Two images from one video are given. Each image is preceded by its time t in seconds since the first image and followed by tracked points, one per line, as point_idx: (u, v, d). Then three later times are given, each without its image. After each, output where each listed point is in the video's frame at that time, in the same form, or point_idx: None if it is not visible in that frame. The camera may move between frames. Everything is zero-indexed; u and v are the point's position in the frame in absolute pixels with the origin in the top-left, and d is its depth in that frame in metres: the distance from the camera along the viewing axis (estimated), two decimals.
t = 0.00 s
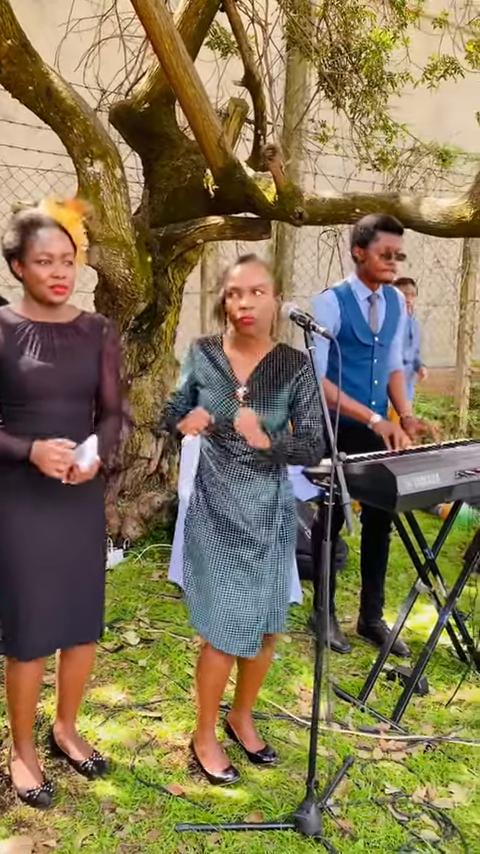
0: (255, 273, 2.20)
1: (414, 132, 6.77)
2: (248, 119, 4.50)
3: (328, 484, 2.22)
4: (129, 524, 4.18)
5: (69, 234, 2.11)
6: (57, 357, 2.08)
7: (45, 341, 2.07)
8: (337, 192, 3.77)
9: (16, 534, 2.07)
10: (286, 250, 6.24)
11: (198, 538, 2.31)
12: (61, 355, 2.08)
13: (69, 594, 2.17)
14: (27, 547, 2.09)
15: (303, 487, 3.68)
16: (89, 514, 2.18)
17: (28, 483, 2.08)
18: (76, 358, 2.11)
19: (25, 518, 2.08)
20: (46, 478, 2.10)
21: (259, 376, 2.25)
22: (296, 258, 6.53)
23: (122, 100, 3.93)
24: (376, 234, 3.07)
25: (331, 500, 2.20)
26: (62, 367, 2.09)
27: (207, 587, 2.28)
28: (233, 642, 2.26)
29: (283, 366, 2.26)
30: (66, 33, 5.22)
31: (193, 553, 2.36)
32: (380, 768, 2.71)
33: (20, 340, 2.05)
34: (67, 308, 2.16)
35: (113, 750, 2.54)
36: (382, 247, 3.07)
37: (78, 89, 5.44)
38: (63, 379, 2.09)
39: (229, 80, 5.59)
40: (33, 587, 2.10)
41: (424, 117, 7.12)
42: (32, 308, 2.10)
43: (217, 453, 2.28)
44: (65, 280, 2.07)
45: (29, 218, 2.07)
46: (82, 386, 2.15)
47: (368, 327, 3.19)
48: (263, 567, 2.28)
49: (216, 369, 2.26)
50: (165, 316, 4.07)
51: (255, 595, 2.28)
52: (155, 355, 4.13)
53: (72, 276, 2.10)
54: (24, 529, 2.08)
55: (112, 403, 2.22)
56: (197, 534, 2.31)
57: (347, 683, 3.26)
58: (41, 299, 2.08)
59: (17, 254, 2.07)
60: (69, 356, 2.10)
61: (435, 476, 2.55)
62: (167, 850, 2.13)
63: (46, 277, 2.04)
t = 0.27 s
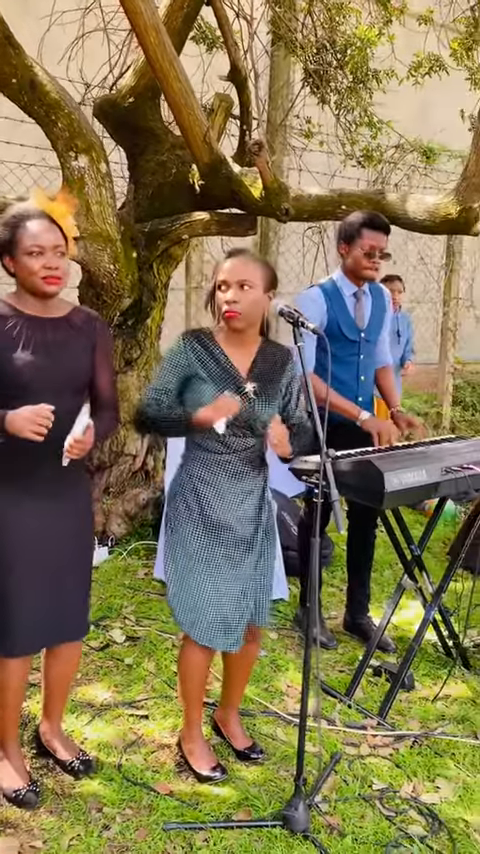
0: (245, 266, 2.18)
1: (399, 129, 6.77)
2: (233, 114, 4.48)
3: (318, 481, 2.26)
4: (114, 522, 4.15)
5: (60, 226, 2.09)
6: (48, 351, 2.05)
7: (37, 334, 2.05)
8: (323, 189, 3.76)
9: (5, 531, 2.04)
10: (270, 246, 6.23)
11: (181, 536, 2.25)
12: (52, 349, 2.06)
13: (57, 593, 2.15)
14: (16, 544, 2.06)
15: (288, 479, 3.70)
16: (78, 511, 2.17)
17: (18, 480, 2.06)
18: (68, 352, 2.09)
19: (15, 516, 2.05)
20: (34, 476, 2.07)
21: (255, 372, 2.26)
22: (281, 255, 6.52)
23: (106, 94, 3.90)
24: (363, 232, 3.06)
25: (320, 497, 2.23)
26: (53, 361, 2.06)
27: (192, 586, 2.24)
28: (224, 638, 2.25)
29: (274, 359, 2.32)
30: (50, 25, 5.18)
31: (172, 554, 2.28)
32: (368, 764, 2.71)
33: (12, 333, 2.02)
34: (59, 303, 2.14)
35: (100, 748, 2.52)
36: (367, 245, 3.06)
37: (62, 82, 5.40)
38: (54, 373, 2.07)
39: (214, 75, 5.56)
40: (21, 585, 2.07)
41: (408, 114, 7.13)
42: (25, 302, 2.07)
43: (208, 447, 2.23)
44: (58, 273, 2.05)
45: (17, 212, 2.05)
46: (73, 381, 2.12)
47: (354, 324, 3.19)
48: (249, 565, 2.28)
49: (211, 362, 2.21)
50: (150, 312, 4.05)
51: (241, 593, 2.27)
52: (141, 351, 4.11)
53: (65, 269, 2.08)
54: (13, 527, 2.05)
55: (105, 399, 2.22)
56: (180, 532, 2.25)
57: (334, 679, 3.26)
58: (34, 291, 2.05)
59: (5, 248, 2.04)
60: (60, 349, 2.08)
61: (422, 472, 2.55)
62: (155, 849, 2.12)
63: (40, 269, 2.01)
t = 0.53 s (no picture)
0: (243, 267, 2.16)
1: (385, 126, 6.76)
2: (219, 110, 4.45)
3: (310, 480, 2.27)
4: (101, 520, 4.12)
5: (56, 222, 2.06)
6: (40, 349, 2.02)
7: (30, 332, 2.01)
8: (312, 185, 3.74)
9: None
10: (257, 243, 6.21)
11: (177, 541, 2.19)
12: (45, 347, 2.03)
13: (49, 592, 2.12)
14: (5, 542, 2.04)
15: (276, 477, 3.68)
16: (71, 510, 2.14)
17: (8, 476, 2.04)
18: (62, 350, 2.06)
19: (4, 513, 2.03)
20: (19, 474, 2.04)
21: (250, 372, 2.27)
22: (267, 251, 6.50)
23: (92, 88, 3.86)
24: (357, 229, 3.05)
25: (313, 495, 2.22)
26: (46, 360, 2.03)
27: (190, 591, 2.19)
28: (225, 643, 2.24)
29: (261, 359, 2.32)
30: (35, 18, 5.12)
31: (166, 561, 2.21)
32: (358, 763, 2.70)
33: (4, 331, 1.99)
34: (55, 300, 2.11)
35: (89, 750, 2.49)
36: (368, 242, 3.05)
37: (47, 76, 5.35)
38: (47, 372, 2.03)
39: (200, 70, 5.53)
40: (11, 583, 2.06)
41: (394, 110, 7.13)
42: (21, 299, 2.05)
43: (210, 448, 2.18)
44: (53, 271, 2.02)
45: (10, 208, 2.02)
46: (67, 380, 2.09)
47: (345, 322, 3.18)
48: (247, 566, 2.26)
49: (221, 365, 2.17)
50: (137, 309, 4.01)
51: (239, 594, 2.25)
52: (128, 348, 4.08)
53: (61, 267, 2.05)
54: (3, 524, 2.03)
55: (99, 400, 2.20)
56: (176, 537, 2.19)
57: (323, 677, 3.25)
58: (28, 289, 2.02)
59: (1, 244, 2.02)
60: (53, 348, 2.04)
61: (413, 470, 2.54)
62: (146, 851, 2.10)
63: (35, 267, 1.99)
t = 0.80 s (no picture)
0: (240, 260, 2.14)
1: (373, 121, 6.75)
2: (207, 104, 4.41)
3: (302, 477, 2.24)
4: (89, 517, 4.09)
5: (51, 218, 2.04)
6: (32, 348, 2.00)
7: (23, 330, 1.99)
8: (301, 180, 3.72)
9: None
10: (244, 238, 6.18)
11: (187, 540, 2.15)
12: (37, 346, 2.00)
13: (39, 593, 2.10)
14: None
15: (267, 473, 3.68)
16: (61, 510, 2.11)
17: None
18: (54, 349, 2.03)
19: None
20: (10, 471, 2.01)
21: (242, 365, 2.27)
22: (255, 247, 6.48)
23: (79, 81, 3.82)
24: (348, 228, 3.01)
25: (306, 493, 2.19)
26: (37, 359, 2.00)
27: (202, 589, 2.17)
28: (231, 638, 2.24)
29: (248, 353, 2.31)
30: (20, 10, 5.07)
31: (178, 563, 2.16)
32: (349, 759, 2.70)
33: None
34: (50, 298, 2.09)
35: (79, 749, 2.47)
36: (359, 242, 3.02)
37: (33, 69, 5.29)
38: (39, 371, 2.01)
39: (188, 64, 5.49)
40: None
41: (382, 106, 7.11)
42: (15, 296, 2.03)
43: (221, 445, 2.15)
44: (47, 269, 2.00)
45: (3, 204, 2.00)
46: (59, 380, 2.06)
47: (335, 318, 3.16)
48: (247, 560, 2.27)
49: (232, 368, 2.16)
50: (125, 304, 3.98)
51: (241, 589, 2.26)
52: (116, 344, 4.05)
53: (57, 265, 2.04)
54: None
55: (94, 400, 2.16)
56: (186, 536, 2.15)
57: (314, 674, 3.24)
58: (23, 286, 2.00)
59: None
60: (45, 347, 2.02)
61: (404, 467, 2.53)
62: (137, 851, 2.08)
63: (28, 264, 1.96)
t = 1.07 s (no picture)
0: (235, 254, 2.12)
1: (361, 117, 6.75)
2: (195, 98, 4.38)
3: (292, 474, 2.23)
4: (77, 514, 4.06)
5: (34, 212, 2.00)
6: (21, 346, 1.98)
7: (11, 328, 1.97)
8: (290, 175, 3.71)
9: None
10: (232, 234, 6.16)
11: (192, 538, 2.14)
12: (26, 343, 1.98)
13: (29, 595, 2.09)
14: None
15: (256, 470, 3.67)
16: (51, 511, 2.10)
17: None
18: (43, 347, 2.02)
19: None
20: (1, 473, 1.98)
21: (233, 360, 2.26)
22: (244, 242, 6.47)
23: (65, 74, 3.78)
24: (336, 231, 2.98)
25: (296, 490, 2.19)
26: (27, 357, 1.98)
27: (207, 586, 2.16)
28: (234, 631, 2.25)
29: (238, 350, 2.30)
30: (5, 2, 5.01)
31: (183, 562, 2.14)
32: (340, 755, 2.70)
33: None
34: (33, 293, 2.05)
35: (69, 748, 2.46)
36: (344, 246, 3.00)
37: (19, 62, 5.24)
38: (28, 369, 1.99)
39: (175, 57, 5.46)
40: None
41: (370, 101, 7.11)
42: None
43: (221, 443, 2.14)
44: (33, 264, 1.97)
45: None
46: (48, 377, 2.05)
47: (326, 314, 3.16)
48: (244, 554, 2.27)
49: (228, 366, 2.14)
50: (113, 300, 3.95)
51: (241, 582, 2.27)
52: (103, 340, 4.02)
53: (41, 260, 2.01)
54: None
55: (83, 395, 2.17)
56: (190, 534, 2.14)
57: (304, 670, 3.24)
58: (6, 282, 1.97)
59: None
60: (34, 345, 2.00)
61: (394, 463, 2.53)
62: (128, 850, 2.08)
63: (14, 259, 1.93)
